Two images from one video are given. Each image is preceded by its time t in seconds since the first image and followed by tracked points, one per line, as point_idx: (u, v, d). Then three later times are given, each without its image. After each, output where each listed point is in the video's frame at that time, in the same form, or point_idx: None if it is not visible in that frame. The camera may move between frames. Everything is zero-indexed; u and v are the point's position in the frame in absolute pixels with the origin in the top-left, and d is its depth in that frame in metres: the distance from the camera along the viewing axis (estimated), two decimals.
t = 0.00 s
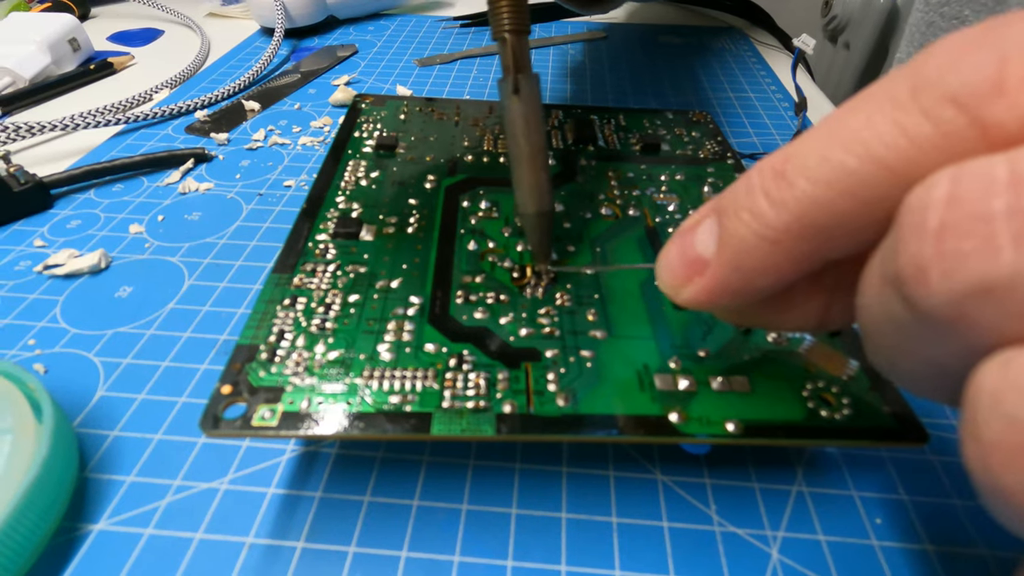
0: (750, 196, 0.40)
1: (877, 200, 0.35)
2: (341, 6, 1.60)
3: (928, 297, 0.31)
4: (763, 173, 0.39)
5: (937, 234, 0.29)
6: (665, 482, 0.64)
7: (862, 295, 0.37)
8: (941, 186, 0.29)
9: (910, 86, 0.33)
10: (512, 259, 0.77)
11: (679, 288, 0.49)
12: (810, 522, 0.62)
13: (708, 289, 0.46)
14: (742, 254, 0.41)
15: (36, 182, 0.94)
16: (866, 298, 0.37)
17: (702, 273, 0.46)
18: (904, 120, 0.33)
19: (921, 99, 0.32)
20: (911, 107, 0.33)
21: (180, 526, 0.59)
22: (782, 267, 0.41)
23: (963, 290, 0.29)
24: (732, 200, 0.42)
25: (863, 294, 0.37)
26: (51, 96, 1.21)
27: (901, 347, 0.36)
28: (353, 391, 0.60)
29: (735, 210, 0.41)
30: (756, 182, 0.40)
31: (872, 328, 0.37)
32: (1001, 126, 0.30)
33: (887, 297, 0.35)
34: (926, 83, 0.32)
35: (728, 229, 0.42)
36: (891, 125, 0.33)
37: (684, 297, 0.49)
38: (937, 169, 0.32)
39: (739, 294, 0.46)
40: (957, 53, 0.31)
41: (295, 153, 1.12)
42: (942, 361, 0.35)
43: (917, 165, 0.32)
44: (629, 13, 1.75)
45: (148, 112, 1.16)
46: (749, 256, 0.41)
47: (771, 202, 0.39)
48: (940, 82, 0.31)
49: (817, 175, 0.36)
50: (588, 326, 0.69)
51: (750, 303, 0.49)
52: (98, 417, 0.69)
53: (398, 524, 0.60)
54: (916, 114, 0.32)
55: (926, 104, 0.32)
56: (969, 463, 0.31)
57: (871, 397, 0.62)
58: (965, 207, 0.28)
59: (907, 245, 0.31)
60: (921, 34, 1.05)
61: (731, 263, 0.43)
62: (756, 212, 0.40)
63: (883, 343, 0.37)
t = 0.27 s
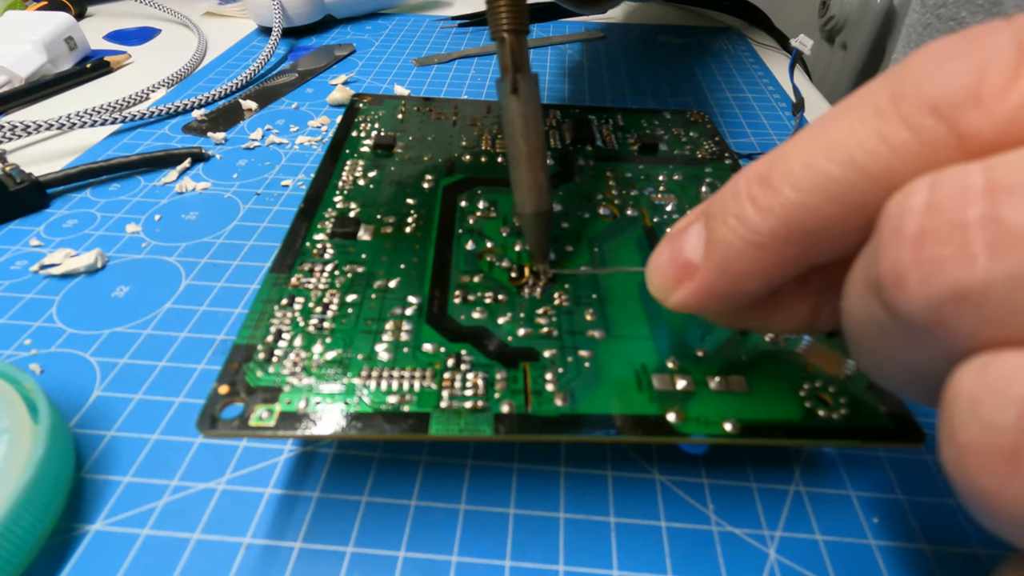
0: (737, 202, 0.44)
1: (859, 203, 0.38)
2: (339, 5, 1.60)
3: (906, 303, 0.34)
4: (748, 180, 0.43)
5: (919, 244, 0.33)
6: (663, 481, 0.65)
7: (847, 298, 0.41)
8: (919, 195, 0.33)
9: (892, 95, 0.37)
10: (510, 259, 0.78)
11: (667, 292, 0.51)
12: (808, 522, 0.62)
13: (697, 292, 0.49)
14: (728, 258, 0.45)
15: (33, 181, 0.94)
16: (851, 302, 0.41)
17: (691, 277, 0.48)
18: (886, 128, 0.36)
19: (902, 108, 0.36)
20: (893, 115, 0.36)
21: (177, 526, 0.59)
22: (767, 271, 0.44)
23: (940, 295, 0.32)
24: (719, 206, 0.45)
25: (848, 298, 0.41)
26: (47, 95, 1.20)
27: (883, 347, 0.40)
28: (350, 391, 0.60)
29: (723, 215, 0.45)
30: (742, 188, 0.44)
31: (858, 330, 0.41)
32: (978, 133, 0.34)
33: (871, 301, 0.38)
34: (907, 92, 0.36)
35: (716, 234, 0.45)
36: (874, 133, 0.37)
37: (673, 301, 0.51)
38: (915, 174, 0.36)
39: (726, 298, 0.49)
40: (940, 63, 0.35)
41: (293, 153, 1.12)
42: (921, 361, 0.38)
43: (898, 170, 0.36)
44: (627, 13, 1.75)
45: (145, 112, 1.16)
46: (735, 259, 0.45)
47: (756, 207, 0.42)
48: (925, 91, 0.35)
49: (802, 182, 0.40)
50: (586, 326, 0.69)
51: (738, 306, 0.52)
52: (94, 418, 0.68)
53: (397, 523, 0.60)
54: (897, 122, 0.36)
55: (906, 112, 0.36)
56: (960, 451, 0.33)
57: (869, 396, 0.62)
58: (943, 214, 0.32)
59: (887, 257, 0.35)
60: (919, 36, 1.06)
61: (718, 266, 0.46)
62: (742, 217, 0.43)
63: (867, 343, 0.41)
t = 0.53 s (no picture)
0: (721, 216, 0.45)
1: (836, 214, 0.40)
2: (338, 5, 1.59)
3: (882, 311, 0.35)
4: (731, 195, 0.45)
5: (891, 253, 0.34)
6: (661, 481, 0.65)
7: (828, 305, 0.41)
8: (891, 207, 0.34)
9: (867, 110, 0.38)
10: (509, 259, 0.77)
11: (655, 301, 0.53)
12: (806, 522, 0.62)
13: (682, 302, 0.50)
14: (712, 268, 0.46)
15: (31, 181, 0.94)
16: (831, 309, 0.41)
17: (677, 286, 0.50)
18: (860, 142, 0.38)
19: (875, 124, 0.37)
20: (867, 130, 0.38)
21: (175, 526, 0.59)
22: (748, 280, 0.46)
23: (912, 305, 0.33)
24: (704, 218, 0.47)
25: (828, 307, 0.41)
26: (45, 94, 1.20)
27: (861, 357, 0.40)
28: (349, 391, 0.60)
29: (708, 228, 0.46)
30: (726, 202, 0.45)
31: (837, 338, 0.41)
32: (946, 150, 0.35)
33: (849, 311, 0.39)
34: (880, 109, 0.37)
35: (701, 246, 0.47)
36: (850, 148, 0.38)
37: (661, 309, 0.53)
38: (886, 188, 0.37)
39: (712, 306, 0.50)
40: (907, 84, 0.37)
41: (291, 153, 1.12)
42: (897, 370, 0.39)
43: (873, 185, 0.38)
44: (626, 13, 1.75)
45: (143, 111, 1.16)
46: (718, 270, 0.46)
47: (739, 219, 0.44)
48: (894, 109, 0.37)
49: (782, 196, 0.41)
50: (585, 326, 0.69)
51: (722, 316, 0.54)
52: (93, 418, 0.68)
53: (396, 524, 0.60)
54: (870, 137, 0.38)
55: (878, 128, 0.37)
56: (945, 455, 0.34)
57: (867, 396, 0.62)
58: (914, 227, 0.33)
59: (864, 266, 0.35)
60: (918, 36, 1.06)
61: (704, 275, 0.47)
62: (725, 229, 0.45)
63: (845, 352, 0.41)
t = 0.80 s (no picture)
0: (779, 207, 0.38)
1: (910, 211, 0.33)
2: (338, 6, 1.60)
3: (969, 307, 0.29)
4: (792, 184, 0.37)
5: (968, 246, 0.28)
6: (661, 482, 0.65)
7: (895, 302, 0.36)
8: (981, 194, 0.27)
9: (946, 97, 0.32)
10: (508, 259, 0.78)
11: (703, 300, 0.45)
12: (806, 522, 0.62)
13: (737, 301, 0.43)
14: (772, 265, 0.39)
15: (29, 182, 0.94)
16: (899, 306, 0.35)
17: (731, 285, 0.43)
18: (941, 131, 0.31)
19: (957, 110, 0.31)
20: (947, 119, 0.31)
21: (175, 527, 0.59)
22: (817, 279, 0.38)
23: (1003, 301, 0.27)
24: (760, 210, 0.39)
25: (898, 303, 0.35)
26: (45, 95, 1.20)
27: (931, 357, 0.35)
28: (349, 391, 0.60)
29: (763, 220, 0.39)
30: (785, 193, 0.37)
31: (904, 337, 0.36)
32: None
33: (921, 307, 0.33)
34: (963, 94, 0.31)
35: (756, 241, 0.39)
36: (928, 138, 0.32)
37: (712, 309, 0.45)
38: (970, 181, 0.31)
39: (769, 307, 0.43)
40: (994, 62, 0.30)
41: (291, 153, 1.12)
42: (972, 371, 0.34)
43: (954, 178, 0.31)
44: (626, 14, 1.75)
45: (143, 112, 1.16)
46: (780, 268, 0.38)
47: (802, 214, 0.36)
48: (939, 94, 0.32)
49: (850, 187, 0.34)
50: (584, 326, 0.69)
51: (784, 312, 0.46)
52: (93, 418, 0.68)
53: (396, 524, 0.60)
54: (952, 126, 0.31)
55: (962, 114, 0.31)
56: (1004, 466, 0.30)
57: (867, 395, 0.62)
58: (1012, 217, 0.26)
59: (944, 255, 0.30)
60: (919, 36, 1.06)
61: (761, 273, 0.40)
62: (786, 222, 0.37)
63: (916, 353, 0.36)
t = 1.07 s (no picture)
0: (800, 222, 0.38)
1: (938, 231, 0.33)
2: (338, 6, 1.60)
3: (997, 338, 0.30)
4: (813, 199, 0.37)
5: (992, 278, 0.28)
6: (661, 482, 0.65)
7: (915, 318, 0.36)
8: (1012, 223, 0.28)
9: (975, 117, 0.32)
10: (508, 260, 0.78)
11: (720, 311, 0.45)
12: (806, 522, 0.62)
13: (754, 313, 0.43)
14: (790, 279, 0.39)
15: (29, 182, 0.94)
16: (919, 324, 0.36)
17: (747, 297, 0.43)
18: (970, 151, 0.31)
19: (988, 133, 0.31)
20: (977, 140, 0.31)
21: (175, 527, 0.59)
22: (837, 295, 0.38)
23: None
24: (779, 224, 0.39)
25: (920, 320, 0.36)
26: (45, 96, 1.20)
27: (950, 375, 0.36)
28: (349, 391, 0.60)
29: (783, 234, 0.39)
30: (806, 208, 0.37)
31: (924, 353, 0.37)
32: None
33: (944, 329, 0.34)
34: (994, 115, 0.31)
35: (775, 255, 0.39)
36: (956, 158, 0.32)
37: (728, 320, 0.45)
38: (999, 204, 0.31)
39: (786, 321, 0.43)
40: None
41: (291, 154, 1.12)
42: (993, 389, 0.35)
43: (983, 200, 0.31)
44: (625, 14, 1.75)
45: (143, 112, 1.16)
46: (798, 282, 0.38)
47: (822, 229, 0.36)
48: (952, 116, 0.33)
49: (873, 205, 0.34)
50: (584, 326, 0.69)
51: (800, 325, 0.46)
52: (92, 418, 0.68)
53: (397, 524, 0.60)
54: (982, 148, 0.31)
55: (993, 137, 0.31)
56: None
57: (868, 395, 0.62)
58: None
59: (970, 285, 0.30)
60: (919, 36, 1.05)
61: (779, 288, 0.40)
62: (806, 237, 0.37)
63: (936, 371, 0.37)
